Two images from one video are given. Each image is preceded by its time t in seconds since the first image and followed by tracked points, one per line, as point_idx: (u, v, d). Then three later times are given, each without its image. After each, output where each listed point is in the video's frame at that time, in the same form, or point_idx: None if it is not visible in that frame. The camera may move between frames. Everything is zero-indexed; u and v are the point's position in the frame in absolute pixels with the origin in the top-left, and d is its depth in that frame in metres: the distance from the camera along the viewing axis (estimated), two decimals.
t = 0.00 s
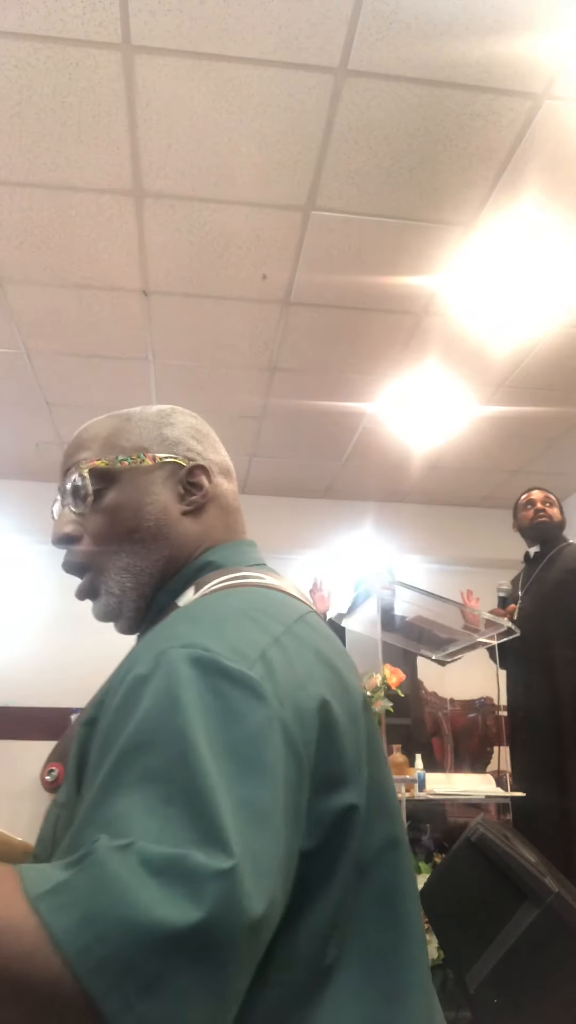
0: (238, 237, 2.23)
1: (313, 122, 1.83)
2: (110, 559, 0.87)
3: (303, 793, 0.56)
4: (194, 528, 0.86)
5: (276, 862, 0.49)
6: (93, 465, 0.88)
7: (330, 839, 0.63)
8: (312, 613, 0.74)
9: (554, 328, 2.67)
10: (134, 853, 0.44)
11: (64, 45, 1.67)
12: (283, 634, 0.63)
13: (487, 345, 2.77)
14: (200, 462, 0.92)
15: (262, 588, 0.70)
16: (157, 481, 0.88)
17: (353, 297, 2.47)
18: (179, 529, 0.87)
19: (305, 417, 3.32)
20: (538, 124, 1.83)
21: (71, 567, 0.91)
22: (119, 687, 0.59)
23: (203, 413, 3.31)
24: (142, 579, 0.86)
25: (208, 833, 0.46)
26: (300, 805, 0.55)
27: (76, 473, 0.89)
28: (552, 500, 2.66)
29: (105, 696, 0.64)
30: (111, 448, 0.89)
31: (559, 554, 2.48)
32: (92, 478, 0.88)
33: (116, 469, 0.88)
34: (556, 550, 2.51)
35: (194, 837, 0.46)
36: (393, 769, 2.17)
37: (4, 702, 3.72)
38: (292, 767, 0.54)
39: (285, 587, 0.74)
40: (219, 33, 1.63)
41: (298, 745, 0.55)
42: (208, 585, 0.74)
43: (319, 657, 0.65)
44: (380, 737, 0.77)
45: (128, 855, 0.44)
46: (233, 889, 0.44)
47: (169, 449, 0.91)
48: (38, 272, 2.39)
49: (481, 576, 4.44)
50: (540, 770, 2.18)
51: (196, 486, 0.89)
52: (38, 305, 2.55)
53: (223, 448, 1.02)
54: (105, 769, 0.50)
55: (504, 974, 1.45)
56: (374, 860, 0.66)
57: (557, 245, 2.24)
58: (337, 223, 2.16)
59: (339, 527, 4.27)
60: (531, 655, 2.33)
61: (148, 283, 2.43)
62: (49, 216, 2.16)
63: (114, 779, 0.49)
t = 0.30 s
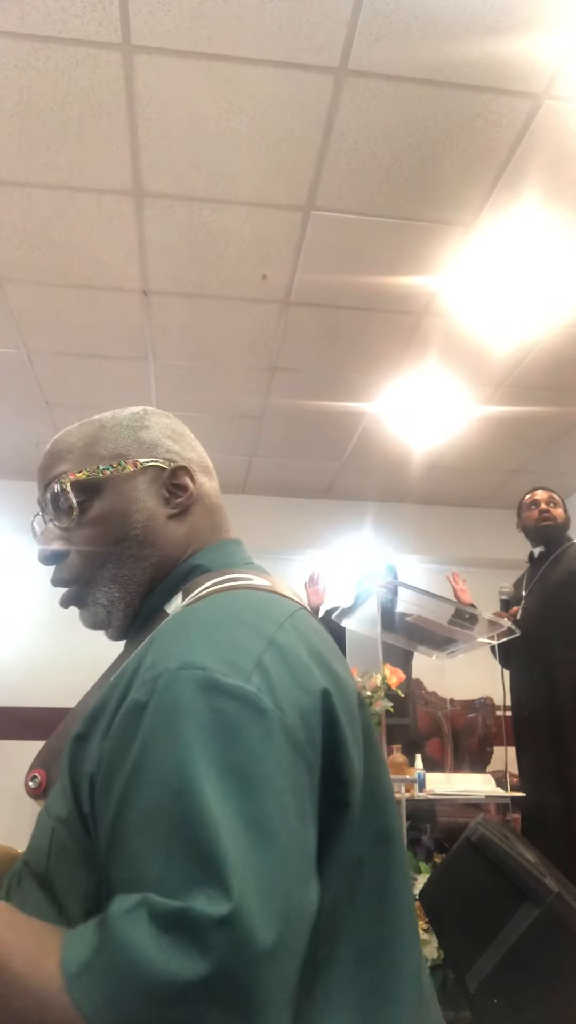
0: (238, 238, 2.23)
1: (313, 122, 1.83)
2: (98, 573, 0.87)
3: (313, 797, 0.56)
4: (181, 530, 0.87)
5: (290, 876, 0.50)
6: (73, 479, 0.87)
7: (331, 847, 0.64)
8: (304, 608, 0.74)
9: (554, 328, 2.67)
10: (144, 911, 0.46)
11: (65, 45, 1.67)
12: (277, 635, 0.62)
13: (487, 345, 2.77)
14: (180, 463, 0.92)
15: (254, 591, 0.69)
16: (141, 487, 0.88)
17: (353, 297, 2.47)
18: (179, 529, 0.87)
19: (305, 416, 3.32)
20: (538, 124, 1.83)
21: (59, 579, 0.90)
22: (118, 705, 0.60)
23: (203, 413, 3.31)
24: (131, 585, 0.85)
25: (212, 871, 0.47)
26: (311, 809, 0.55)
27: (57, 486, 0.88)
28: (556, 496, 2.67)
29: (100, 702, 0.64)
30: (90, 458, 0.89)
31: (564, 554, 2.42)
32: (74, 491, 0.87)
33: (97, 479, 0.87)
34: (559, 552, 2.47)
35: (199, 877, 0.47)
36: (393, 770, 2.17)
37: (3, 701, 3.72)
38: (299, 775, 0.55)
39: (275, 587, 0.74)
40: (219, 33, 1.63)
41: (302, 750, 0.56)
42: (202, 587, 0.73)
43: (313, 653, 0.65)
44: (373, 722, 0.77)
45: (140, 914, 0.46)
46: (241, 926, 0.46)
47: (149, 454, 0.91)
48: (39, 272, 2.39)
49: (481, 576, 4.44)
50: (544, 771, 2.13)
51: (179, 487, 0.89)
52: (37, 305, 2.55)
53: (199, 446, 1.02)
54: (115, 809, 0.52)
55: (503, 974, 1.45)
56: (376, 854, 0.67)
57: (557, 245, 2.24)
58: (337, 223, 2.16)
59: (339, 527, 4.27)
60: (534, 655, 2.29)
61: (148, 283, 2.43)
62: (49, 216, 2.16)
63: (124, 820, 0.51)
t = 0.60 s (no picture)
0: (238, 237, 2.23)
1: (314, 122, 1.83)
2: (99, 558, 0.86)
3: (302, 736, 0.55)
4: (188, 524, 0.86)
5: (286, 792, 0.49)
6: (89, 459, 0.87)
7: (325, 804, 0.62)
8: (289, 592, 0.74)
9: (554, 328, 2.67)
10: (136, 829, 0.45)
11: (65, 45, 1.66)
12: (257, 597, 0.62)
13: (487, 345, 2.77)
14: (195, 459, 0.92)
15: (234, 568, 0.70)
16: (154, 476, 0.88)
17: (353, 297, 2.48)
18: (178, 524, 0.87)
19: (305, 417, 3.32)
20: (538, 124, 1.83)
21: (61, 559, 0.89)
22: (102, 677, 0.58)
23: (203, 413, 3.31)
24: (131, 573, 0.85)
25: (203, 784, 0.46)
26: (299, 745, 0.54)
27: (72, 465, 0.88)
28: (554, 496, 2.66)
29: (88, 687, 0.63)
30: (108, 441, 0.89)
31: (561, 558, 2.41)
32: (89, 472, 0.87)
33: (112, 463, 0.87)
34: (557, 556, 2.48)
35: (191, 792, 0.46)
36: (393, 770, 2.17)
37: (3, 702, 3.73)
38: (283, 710, 0.54)
39: (265, 572, 0.74)
40: (219, 32, 1.63)
41: (284, 690, 0.55)
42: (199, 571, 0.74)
43: (291, 613, 0.64)
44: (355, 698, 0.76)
45: (131, 831, 0.45)
46: (236, 829, 0.45)
47: (167, 445, 0.91)
48: (38, 272, 2.39)
49: (481, 576, 4.44)
50: (546, 771, 2.13)
51: (192, 484, 0.89)
52: (37, 305, 2.55)
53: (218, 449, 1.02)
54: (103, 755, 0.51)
55: (505, 973, 1.44)
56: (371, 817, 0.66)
57: (557, 245, 2.24)
58: (337, 223, 2.16)
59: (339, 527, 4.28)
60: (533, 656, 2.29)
61: (148, 283, 2.43)
62: (48, 216, 2.16)
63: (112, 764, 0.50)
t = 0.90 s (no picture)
0: (238, 237, 2.23)
1: (314, 122, 1.84)
2: (97, 582, 0.87)
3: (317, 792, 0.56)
4: (178, 532, 0.87)
5: (300, 866, 0.50)
6: (64, 489, 0.85)
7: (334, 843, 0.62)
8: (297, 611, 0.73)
9: (555, 328, 2.66)
10: (149, 903, 0.46)
11: (65, 45, 1.66)
12: (274, 635, 0.62)
13: (487, 345, 2.77)
14: (171, 466, 0.91)
15: (245, 590, 0.70)
16: (134, 491, 0.87)
17: (353, 297, 2.48)
18: (176, 529, 0.87)
19: (305, 417, 3.32)
20: (538, 124, 1.83)
21: (62, 590, 0.88)
22: (114, 706, 0.59)
23: (202, 413, 3.31)
24: (130, 588, 0.86)
25: (218, 865, 0.47)
26: (316, 801, 0.55)
27: (49, 498, 0.86)
28: (542, 509, 2.56)
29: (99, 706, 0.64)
30: (81, 466, 0.86)
31: (557, 558, 2.34)
32: (69, 501, 0.85)
33: (91, 489, 0.85)
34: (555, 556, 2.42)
35: (204, 871, 0.47)
36: (392, 771, 2.18)
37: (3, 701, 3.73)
38: (302, 771, 0.54)
39: (267, 587, 0.73)
40: (219, 33, 1.63)
41: (302, 745, 0.55)
42: (191, 588, 0.74)
43: (308, 649, 0.64)
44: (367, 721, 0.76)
45: (144, 908, 0.46)
46: (249, 918, 0.46)
47: (140, 458, 0.89)
48: (38, 272, 2.39)
49: (481, 576, 4.44)
50: (533, 770, 2.09)
51: (173, 492, 0.89)
52: (38, 305, 2.55)
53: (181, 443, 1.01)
54: (117, 806, 0.52)
55: (505, 973, 1.45)
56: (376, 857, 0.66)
57: (557, 245, 2.24)
58: (337, 223, 2.16)
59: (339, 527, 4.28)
60: (524, 655, 2.22)
61: (147, 283, 2.43)
62: (48, 216, 2.16)
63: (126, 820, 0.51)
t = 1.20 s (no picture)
0: (238, 237, 2.23)
1: (314, 122, 1.84)
2: (99, 553, 0.87)
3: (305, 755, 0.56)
4: (191, 525, 0.86)
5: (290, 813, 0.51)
6: (94, 456, 0.88)
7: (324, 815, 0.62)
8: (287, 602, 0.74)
9: (555, 328, 2.66)
10: (141, 844, 0.46)
11: (65, 45, 1.66)
12: (258, 610, 0.63)
13: (487, 345, 2.77)
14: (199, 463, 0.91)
15: (233, 578, 0.71)
16: (157, 477, 0.88)
17: (353, 297, 2.48)
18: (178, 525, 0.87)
19: (305, 417, 3.32)
20: (538, 123, 1.83)
21: (62, 555, 0.89)
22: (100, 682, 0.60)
23: (203, 413, 3.31)
24: (130, 572, 0.86)
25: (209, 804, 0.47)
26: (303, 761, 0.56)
27: (76, 461, 0.88)
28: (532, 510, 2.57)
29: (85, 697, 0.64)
30: (114, 440, 0.89)
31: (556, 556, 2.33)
32: (93, 469, 0.87)
33: (117, 462, 0.87)
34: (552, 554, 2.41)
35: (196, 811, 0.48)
36: (392, 770, 2.18)
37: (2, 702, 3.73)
38: (287, 731, 0.55)
39: (263, 580, 0.74)
40: (219, 33, 1.63)
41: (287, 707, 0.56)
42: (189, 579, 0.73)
43: (293, 627, 0.65)
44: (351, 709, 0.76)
45: (136, 848, 0.46)
46: (245, 852, 0.46)
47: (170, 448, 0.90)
48: (39, 272, 2.39)
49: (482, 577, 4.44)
50: (531, 773, 2.08)
51: (195, 487, 0.89)
52: (38, 305, 2.55)
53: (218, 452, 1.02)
54: (103, 765, 0.51)
55: (505, 973, 1.45)
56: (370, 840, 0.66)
57: (557, 245, 2.24)
58: (337, 222, 2.16)
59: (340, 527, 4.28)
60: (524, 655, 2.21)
61: (148, 283, 2.43)
62: (48, 216, 2.16)
63: (111, 777, 0.51)
